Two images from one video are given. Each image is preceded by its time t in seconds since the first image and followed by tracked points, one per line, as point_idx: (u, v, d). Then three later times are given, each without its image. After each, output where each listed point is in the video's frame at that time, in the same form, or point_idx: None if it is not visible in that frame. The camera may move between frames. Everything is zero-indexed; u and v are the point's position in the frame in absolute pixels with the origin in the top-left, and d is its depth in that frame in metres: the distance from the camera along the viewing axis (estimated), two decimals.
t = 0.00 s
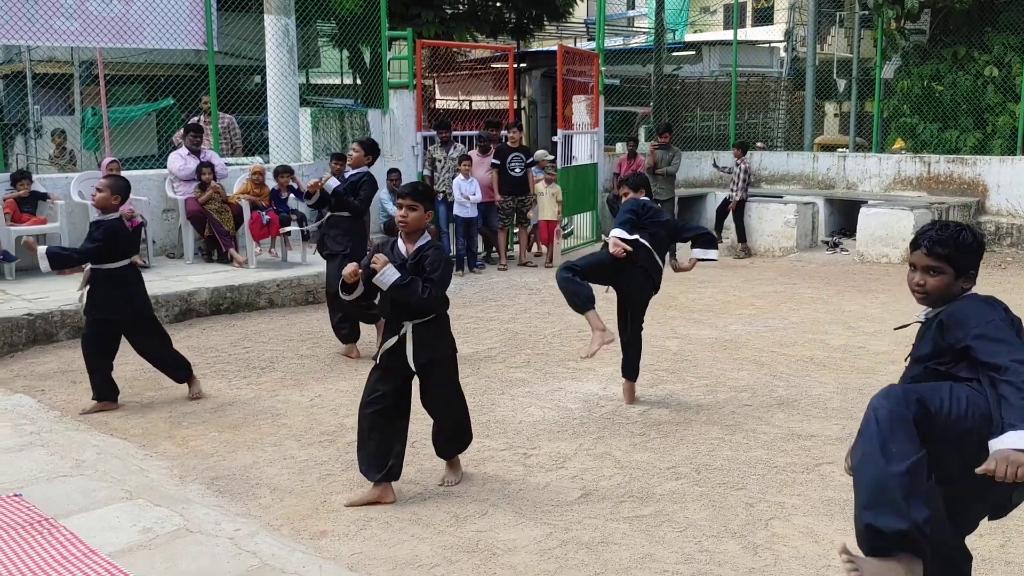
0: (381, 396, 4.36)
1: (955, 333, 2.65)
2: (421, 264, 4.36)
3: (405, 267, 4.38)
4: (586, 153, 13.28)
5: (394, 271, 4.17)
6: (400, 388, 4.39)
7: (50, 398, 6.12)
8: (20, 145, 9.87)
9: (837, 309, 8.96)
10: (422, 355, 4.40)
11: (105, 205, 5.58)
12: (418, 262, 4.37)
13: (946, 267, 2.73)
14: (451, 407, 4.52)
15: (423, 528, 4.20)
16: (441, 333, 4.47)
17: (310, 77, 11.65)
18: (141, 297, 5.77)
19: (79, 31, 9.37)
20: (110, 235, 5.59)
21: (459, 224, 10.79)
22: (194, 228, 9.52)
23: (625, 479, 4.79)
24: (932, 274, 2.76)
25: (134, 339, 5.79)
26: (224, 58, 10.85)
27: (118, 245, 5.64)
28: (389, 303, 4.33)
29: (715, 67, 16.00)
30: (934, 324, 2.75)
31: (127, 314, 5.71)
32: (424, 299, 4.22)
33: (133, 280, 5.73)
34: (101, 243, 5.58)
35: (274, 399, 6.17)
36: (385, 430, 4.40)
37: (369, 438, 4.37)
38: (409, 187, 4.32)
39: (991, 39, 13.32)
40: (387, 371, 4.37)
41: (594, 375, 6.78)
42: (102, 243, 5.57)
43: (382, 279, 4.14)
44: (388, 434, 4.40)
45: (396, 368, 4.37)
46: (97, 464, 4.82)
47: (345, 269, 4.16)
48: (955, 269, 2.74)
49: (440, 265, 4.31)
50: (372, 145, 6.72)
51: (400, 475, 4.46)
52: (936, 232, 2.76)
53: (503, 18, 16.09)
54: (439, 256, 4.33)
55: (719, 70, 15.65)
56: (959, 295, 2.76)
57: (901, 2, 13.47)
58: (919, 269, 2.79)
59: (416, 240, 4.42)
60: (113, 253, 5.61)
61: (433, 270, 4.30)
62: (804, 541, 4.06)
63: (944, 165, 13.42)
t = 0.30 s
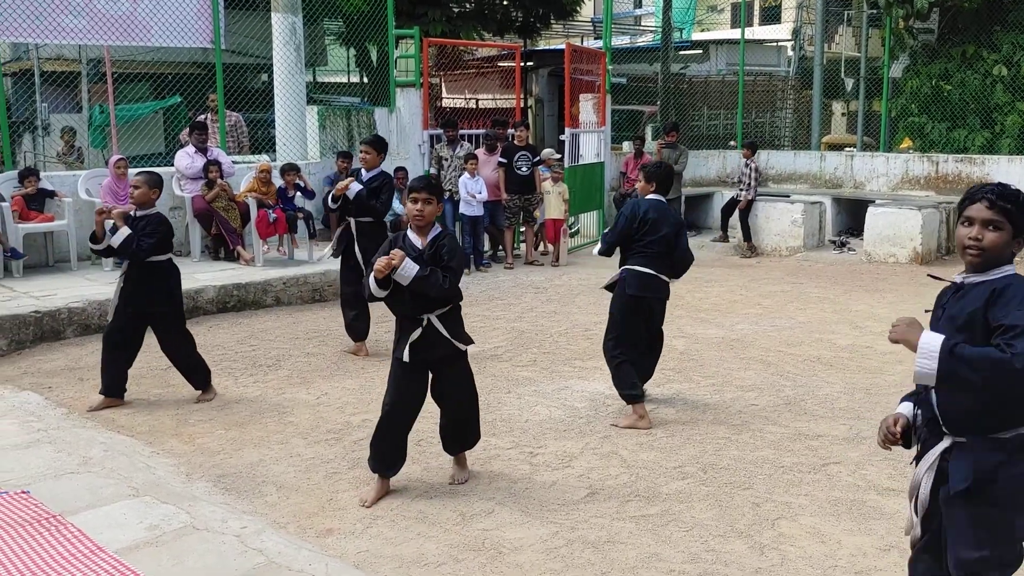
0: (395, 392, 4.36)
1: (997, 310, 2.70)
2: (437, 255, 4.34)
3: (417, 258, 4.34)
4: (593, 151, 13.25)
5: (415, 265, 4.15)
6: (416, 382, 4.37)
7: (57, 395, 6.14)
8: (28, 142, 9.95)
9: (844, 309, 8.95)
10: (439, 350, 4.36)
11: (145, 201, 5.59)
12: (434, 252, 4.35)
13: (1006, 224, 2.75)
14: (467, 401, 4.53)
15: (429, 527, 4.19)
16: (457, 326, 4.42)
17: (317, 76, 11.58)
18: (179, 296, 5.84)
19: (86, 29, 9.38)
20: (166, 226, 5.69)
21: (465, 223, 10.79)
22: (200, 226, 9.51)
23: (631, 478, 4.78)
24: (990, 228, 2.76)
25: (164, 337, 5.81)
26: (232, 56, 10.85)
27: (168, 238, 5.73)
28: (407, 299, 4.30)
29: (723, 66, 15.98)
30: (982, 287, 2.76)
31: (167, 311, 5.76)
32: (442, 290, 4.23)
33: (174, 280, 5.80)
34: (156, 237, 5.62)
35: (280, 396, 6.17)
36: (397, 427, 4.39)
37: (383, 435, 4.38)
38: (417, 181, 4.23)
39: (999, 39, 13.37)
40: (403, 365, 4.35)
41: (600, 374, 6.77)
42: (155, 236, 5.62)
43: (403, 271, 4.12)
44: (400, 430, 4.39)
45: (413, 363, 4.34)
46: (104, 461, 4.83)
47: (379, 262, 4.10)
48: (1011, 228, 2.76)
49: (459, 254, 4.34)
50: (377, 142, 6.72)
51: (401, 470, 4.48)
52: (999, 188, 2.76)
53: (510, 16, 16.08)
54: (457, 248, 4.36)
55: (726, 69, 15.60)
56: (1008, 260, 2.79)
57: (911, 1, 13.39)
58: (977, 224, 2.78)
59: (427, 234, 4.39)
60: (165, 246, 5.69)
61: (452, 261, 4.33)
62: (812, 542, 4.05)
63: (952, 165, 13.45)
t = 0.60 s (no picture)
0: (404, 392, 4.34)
1: None
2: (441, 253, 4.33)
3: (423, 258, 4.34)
4: (598, 150, 13.23)
5: (416, 258, 4.14)
6: (425, 383, 4.37)
7: (62, 391, 6.15)
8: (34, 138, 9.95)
9: (850, 308, 8.94)
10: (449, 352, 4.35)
11: (166, 196, 5.66)
12: (439, 251, 4.33)
13: None
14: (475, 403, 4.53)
15: (434, 525, 4.19)
16: (467, 328, 4.42)
17: (322, 73, 11.53)
18: (191, 294, 5.84)
19: (92, 26, 9.38)
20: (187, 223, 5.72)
21: (471, 221, 10.77)
22: (206, 223, 9.50)
23: (636, 477, 4.77)
24: None
25: (173, 331, 5.82)
26: (237, 54, 10.89)
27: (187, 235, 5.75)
28: (415, 298, 4.31)
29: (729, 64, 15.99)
30: None
31: (178, 307, 5.77)
32: (441, 283, 4.21)
33: (187, 278, 5.80)
34: (176, 231, 5.66)
35: (285, 394, 6.17)
36: (405, 428, 4.37)
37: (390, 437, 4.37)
38: (427, 181, 4.31)
39: (1007, 38, 13.30)
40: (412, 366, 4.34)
41: (605, 373, 6.77)
42: (176, 231, 5.66)
43: (407, 267, 4.11)
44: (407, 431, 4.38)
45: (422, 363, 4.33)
46: (109, 458, 4.84)
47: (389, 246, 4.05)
48: None
49: (463, 250, 4.30)
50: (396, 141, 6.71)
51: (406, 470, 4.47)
52: None
53: (516, 14, 16.09)
54: (461, 244, 4.32)
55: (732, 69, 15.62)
56: None
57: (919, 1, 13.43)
58: None
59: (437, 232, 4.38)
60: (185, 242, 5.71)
61: (455, 257, 4.29)
62: (817, 542, 4.04)
63: (959, 164, 13.34)
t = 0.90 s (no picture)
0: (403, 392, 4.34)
1: None
2: (445, 273, 4.34)
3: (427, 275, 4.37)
4: (602, 149, 13.20)
5: (422, 280, 4.14)
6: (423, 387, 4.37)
7: (65, 388, 6.15)
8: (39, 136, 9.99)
9: (854, 308, 8.93)
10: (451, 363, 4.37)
11: (167, 190, 5.66)
12: (442, 270, 4.35)
13: None
14: (476, 411, 4.51)
15: (436, 524, 4.19)
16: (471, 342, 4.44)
17: (326, 71, 11.53)
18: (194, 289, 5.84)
19: (96, 23, 9.39)
20: (186, 216, 5.72)
21: (473, 219, 10.76)
22: (209, 220, 9.53)
23: (639, 476, 4.77)
24: None
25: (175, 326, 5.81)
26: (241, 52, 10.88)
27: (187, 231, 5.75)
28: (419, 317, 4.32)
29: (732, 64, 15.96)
30: None
31: (181, 302, 5.77)
32: (448, 308, 4.21)
33: (191, 271, 5.81)
34: (177, 222, 5.68)
35: (287, 392, 6.17)
36: (400, 430, 4.36)
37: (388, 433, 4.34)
38: (429, 197, 4.29)
39: (1012, 37, 13.19)
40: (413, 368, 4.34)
41: (608, 372, 6.76)
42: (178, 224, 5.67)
43: (414, 286, 4.11)
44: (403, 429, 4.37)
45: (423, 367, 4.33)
46: (112, 455, 4.84)
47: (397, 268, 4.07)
48: None
49: (467, 273, 4.29)
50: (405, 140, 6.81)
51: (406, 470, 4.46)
52: None
53: (520, 13, 16.06)
54: (465, 264, 4.31)
55: (736, 67, 15.37)
56: None
57: None
58: None
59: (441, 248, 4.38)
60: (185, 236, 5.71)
61: (459, 280, 4.29)
62: (820, 542, 4.03)
63: (963, 164, 13.34)
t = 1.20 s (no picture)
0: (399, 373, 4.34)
1: None
2: (434, 239, 4.34)
3: (419, 241, 4.38)
4: (605, 146, 13.18)
5: (406, 247, 4.13)
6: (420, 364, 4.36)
7: (68, 386, 6.15)
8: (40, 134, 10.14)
9: (858, 306, 8.91)
10: (440, 333, 4.34)
11: (160, 201, 5.63)
12: (431, 237, 4.35)
13: None
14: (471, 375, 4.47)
15: (440, 522, 4.18)
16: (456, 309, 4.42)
17: (328, 69, 11.48)
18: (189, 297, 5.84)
19: (99, 21, 9.36)
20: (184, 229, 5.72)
21: (477, 217, 10.73)
22: (212, 219, 9.51)
23: (643, 475, 4.76)
24: None
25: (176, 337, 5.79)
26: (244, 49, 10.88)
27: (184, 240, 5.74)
28: (402, 281, 4.30)
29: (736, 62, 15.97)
30: None
31: (180, 311, 5.76)
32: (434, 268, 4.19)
33: (187, 276, 5.82)
34: (173, 237, 5.64)
35: (290, 390, 6.17)
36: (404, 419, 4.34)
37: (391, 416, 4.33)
38: (429, 165, 4.29)
39: (1016, 35, 13.22)
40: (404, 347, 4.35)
41: (611, 370, 6.75)
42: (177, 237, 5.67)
43: (399, 248, 4.10)
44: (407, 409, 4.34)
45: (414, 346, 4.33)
46: (115, 453, 4.84)
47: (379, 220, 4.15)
48: None
49: (454, 238, 4.29)
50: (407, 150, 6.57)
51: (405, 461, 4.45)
52: None
53: (523, 11, 16.04)
54: (454, 229, 4.32)
55: (738, 65, 15.29)
56: None
57: None
58: None
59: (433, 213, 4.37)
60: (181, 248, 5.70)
61: (447, 242, 4.29)
62: (824, 541, 4.02)
63: (967, 162, 13.30)
